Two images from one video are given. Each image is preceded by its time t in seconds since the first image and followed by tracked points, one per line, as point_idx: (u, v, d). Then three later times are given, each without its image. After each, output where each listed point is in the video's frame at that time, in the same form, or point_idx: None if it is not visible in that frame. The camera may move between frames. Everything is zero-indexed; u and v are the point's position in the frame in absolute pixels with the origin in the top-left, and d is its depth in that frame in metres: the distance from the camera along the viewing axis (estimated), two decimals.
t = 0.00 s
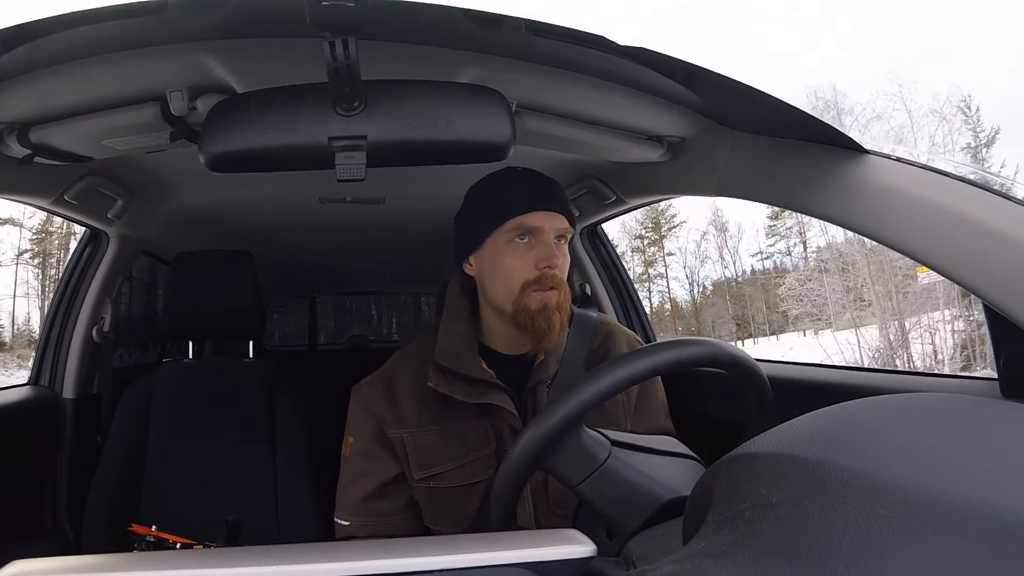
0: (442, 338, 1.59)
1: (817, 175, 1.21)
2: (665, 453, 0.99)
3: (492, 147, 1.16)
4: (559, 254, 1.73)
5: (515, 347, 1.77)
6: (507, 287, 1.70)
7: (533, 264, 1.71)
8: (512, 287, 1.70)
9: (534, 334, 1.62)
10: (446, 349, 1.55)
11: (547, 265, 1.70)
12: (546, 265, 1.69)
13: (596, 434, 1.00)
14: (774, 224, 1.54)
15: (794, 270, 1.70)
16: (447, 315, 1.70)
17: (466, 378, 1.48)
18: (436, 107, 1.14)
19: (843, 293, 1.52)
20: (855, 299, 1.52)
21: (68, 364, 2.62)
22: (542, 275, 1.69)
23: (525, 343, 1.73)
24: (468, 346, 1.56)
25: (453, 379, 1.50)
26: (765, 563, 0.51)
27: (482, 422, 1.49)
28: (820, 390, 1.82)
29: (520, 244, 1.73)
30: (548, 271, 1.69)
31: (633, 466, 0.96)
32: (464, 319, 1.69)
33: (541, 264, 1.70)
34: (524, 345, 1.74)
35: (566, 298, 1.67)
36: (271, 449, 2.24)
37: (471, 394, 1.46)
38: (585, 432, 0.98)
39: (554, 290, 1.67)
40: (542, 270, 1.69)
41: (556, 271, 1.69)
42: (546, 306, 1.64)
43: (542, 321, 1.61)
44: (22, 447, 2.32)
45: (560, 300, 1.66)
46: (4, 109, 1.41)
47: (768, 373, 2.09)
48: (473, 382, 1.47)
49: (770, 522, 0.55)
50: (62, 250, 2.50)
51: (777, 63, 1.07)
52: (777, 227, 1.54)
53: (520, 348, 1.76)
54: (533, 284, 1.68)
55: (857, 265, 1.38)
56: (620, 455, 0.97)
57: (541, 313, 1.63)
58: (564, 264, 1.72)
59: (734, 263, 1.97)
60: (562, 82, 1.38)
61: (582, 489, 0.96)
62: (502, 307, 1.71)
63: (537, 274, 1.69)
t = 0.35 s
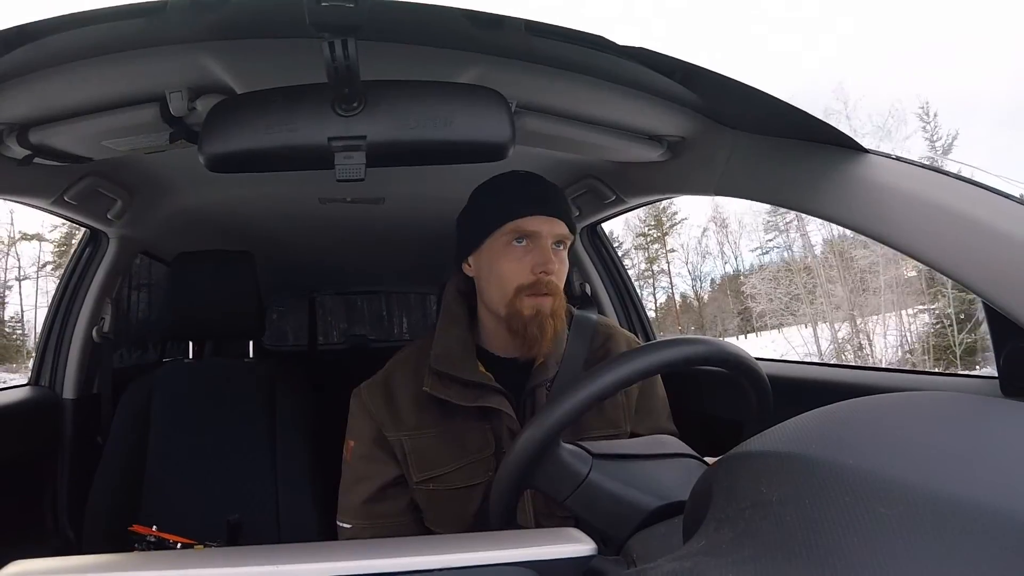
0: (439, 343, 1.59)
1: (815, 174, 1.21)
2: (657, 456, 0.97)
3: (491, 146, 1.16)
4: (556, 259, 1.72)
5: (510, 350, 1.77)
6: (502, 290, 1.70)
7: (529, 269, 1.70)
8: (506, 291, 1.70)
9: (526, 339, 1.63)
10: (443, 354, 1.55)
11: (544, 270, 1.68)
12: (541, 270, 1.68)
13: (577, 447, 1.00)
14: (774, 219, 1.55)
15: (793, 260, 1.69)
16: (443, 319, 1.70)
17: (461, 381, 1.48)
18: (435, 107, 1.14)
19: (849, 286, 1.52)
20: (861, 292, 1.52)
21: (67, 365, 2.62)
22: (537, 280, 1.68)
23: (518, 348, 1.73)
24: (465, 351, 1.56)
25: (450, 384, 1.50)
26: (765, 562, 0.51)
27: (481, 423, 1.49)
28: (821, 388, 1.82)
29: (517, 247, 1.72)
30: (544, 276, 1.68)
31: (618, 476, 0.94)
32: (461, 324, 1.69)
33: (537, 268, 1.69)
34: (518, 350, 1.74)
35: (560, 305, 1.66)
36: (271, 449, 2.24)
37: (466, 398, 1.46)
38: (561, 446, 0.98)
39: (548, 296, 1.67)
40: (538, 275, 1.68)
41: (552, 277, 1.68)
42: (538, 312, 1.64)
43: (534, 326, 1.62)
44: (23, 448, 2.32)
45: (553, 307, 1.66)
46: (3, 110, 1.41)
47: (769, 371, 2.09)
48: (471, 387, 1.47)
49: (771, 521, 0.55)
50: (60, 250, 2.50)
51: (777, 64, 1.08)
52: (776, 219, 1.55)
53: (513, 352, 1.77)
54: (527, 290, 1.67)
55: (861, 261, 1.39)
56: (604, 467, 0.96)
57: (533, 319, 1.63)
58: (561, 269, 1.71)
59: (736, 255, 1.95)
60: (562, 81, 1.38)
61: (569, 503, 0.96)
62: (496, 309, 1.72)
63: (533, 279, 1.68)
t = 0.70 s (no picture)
0: (463, 336, 1.58)
1: (815, 177, 1.21)
2: (656, 458, 0.97)
3: (492, 149, 1.16)
4: (591, 260, 1.73)
5: (530, 347, 1.78)
6: (538, 285, 1.71)
7: (567, 267, 1.71)
8: (543, 286, 1.70)
9: (555, 336, 1.64)
10: (466, 348, 1.54)
11: (580, 270, 1.70)
12: (580, 270, 1.69)
13: (575, 449, 0.99)
14: (773, 227, 1.55)
15: (793, 270, 1.69)
16: (473, 308, 1.69)
17: (484, 376, 1.46)
18: (436, 109, 1.14)
19: (851, 294, 1.50)
20: (863, 302, 1.50)
21: (67, 364, 2.61)
22: (573, 280, 1.69)
23: (541, 345, 1.74)
24: (485, 347, 1.55)
25: (472, 377, 1.48)
26: (765, 564, 0.52)
27: (494, 420, 1.51)
28: (820, 391, 1.82)
29: (556, 245, 1.73)
30: (581, 277, 1.69)
31: (618, 477, 0.94)
32: (486, 317, 1.68)
33: (574, 268, 1.70)
34: (540, 347, 1.75)
35: (592, 308, 1.68)
36: (270, 450, 2.24)
37: (487, 394, 1.45)
38: (561, 447, 0.98)
39: (582, 297, 1.69)
40: (576, 276, 1.69)
41: (587, 278, 1.70)
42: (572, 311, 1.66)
43: (566, 326, 1.63)
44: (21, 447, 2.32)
45: (586, 309, 1.68)
46: (5, 109, 1.41)
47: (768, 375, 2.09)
48: (489, 382, 1.46)
49: (770, 523, 0.55)
50: (60, 250, 2.50)
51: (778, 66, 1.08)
52: (775, 230, 1.56)
53: (534, 349, 1.77)
54: (566, 290, 1.68)
55: (864, 275, 1.37)
56: (603, 468, 0.96)
57: (567, 317, 1.64)
58: (595, 272, 1.72)
59: (734, 269, 1.96)
60: (563, 84, 1.38)
61: (568, 506, 0.96)
62: (529, 303, 1.72)
63: (569, 278, 1.70)
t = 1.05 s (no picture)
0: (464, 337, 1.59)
1: (814, 176, 1.21)
2: (660, 456, 0.97)
3: (492, 149, 1.17)
4: (578, 254, 1.73)
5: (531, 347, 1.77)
6: (525, 284, 1.72)
7: (551, 263, 1.71)
8: (529, 284, 1.71)
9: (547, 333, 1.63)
10: (467, 349, 1.55)
11: (565, 266, 1.70)
12: (563, 265, 1.70)
13: (579, 446, 1.00)
14: (768, 232, 1.59)
15: (789, 271, 1.71)
16: (468, 311, 1.71)
17: (485, 375, 1.46)
18: (435, 109, 1.14)
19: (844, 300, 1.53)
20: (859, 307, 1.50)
21: (67, 366, 2.62)
22: (558, 275, 1.69)
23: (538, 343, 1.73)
24: (487, 347, 1.56)
25: (473, 378, 1.49)
26: (764, 563, 0.52)
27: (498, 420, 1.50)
28: (820, 389, 1.83)
29: (538, 243, 1.74)
30: (565, 271, 1.69)
31: (620, 475, 0.94)
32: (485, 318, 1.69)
33: (558, 263, 1.70)
34: (539, 346, 1.74)
35: (582, 302, 1.67)
36: (271, 451, 2.24)
37: (489, 392, 1.44)
38: (563, 445, 0.98)
39: (570, 292, 1.68)
40: (559, 271, 1.70)
41: (573, 273, 1.69)
42: (560, 307, 1.65)
43: (555, 322, 1.62)
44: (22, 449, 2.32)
45: (575, 303, 1.66)
46: (4, 111, 1.41)
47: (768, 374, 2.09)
48: (493, 382, 1.45)
49: (770, 523, 0.55)
50: (60, 251, 2.50)
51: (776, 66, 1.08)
52: (770, 235, 1.60)
53: (535, 348, 1.76)
54: (551, 285, 1.68)
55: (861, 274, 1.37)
56: (605, 466, 0.96)
57: (554, 313, 1.63)
58: (581, 265, 1.72)
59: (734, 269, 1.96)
60: (562, 83, 1.38)
61: (570, 503, 0.96)
62: (519, 302, 1.73)
63: (553, 274, 1.70)
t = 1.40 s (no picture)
0: (465, 331, 1.60)
1: (816, 174, 1.21)
2: (660, 455, 0.97)
3: (492, 146, 1.16)
4: (579, 253, 1.74)
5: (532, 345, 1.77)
6: (527, 282, 1.72)
7: (554, 261, 1.72)
8: (531, 282, 1.71)
9: (549, 329, 1.63)
10: (468, 344, 1.56)
11: (567, 263, 1.71)
12: (566, 263, 1.71)
13: (580, 444, 0.99)
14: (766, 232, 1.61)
15: (785, 277, 1.73)
16: (470, 307, 1.69)
17: (485, 372, 1.48)
18: (435, 107, 1.14)
19: (846, 298, 1.53)
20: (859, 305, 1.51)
21: (67, 363, 2.62)
22: (561, 273, 1.70)
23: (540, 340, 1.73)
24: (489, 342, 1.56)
25: (474, 374, 1.50)
26: (764, 562, 0.52)
27: (497, 417, 1.51)
28: (819, 390, 1.83)
29: (539, 241, 1.74)
30: (568, 269, 1.70)
31: (621, 474, 0.94)
32: (486, 311, 1.69)
33: (561, 261, 1.71)
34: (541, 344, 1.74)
35: (584, 298, 1.68)
36: (270, 448, 2.24)
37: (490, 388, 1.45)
38: (565, 443, 0.97)
39: (572, 289, 1.68)
40: (563, 269, 1.71)
41: (574, 271, 1.71)
42: (563, 303, 1.65)
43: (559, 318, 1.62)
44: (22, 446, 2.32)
45: (578, 300, 1.66)
46: (4, 108, 1.40)
47: (768, 373, 2.10)
48: (492, 377, 1.47)
49: (769, 522, 0.55)
50: (60, 248, 2.50)
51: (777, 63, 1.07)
52: (765, 234, 1.64)
53: (537, 346, 1.76)
54: (553, 283, 1.69)
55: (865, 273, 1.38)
56: (606, 464, 0.96)
57: (558, 310, 1.64)
58: (583, 265, 1.73)
59: (723, 283, 1.98)
60: (564, 82, 1.38)
61: (571, 501, 0.95)
62: (520, 300, 1.73)
63: (557, 271, 1.70)
